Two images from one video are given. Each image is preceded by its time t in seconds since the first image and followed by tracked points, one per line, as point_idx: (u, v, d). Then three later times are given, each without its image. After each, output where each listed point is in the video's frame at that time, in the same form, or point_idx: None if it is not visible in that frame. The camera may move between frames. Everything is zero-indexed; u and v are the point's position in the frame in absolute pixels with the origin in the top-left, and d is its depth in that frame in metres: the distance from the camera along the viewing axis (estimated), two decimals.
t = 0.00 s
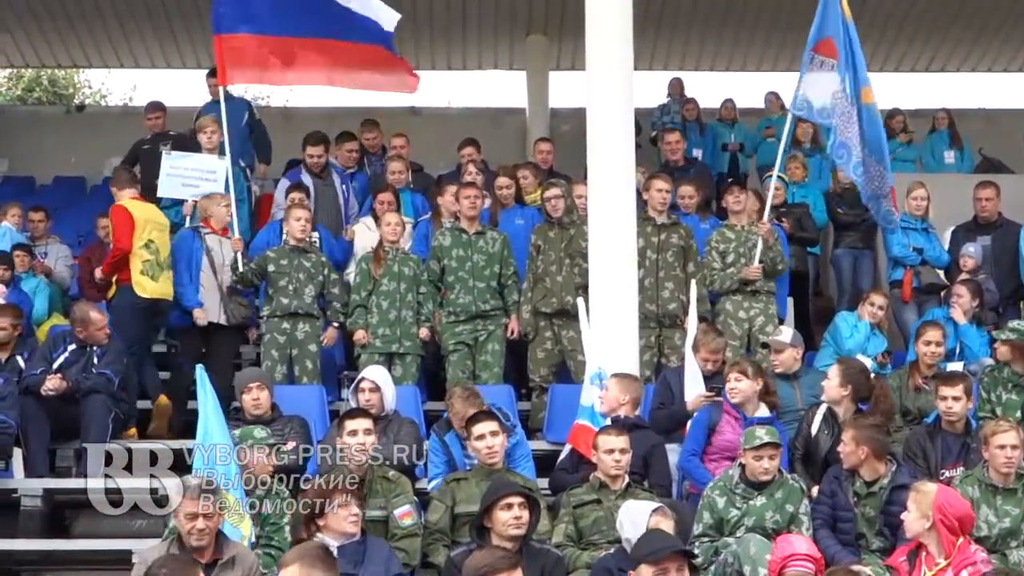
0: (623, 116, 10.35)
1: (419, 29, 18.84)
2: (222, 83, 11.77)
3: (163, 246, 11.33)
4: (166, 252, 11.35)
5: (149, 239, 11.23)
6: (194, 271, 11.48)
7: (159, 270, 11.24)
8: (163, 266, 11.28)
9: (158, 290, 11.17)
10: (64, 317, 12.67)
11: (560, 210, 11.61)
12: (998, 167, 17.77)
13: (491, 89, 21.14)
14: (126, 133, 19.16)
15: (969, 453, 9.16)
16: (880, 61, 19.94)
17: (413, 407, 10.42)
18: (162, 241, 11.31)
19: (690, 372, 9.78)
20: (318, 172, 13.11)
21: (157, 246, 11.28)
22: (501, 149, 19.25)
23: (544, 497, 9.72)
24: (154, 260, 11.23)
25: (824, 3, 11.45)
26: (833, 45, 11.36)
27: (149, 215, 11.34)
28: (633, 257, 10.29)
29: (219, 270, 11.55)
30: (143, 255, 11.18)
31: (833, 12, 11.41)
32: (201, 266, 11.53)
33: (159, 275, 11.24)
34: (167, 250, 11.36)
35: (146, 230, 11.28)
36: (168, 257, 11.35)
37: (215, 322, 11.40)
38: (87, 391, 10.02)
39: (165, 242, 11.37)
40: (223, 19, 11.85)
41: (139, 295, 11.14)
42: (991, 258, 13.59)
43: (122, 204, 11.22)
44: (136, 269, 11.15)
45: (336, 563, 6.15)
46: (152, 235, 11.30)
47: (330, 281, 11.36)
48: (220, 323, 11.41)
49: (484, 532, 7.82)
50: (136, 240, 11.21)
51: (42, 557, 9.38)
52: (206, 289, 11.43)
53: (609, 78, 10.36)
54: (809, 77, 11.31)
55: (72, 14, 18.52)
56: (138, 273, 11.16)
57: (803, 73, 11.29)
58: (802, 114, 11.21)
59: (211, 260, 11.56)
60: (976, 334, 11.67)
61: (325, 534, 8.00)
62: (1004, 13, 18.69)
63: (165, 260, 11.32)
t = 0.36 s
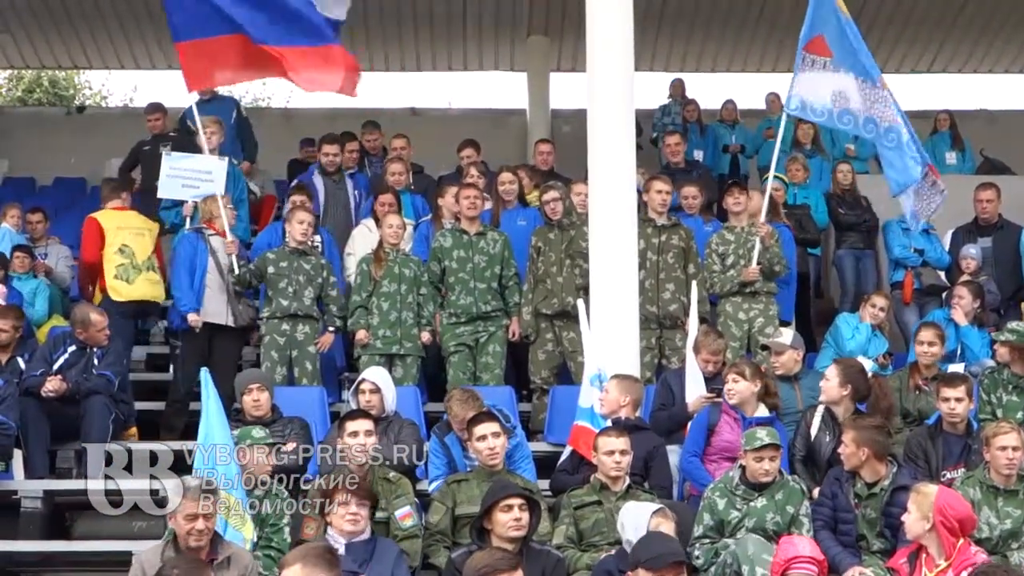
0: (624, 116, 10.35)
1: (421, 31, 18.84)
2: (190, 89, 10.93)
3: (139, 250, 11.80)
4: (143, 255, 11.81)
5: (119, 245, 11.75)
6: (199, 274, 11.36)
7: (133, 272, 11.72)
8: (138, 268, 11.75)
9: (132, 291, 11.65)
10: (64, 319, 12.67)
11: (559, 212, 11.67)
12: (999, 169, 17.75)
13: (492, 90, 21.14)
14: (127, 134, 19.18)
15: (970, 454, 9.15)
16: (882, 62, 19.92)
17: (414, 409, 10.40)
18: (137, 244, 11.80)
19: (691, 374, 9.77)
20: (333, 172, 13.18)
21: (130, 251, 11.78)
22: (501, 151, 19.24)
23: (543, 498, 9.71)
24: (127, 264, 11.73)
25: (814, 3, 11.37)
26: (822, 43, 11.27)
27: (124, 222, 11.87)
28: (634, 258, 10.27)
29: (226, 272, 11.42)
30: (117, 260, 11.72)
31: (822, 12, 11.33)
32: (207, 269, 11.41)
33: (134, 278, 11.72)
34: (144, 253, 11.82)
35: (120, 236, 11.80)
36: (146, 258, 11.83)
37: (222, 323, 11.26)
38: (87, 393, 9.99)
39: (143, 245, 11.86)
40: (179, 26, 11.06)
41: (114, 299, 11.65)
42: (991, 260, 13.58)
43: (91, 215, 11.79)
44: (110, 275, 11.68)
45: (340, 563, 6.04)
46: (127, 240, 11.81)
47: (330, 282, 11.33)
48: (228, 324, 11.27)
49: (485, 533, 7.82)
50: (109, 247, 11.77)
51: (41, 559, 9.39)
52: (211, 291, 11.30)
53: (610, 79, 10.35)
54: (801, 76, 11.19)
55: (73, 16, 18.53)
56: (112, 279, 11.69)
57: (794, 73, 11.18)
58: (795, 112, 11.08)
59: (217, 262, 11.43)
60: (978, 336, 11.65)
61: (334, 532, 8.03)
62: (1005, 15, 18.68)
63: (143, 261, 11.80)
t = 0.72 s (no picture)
0: (625, 118, 10.35)
1: (421, 34, 18.87)
2: (177, 98, 11.56)
3: (124, 240, 11.96)
4: (128, 245, 11.96)
5: (105, 235, 11.94)
6: (196, 276, 11.37)
7: (116, 260, 11.86)
8: (122, 257, 11.89)
9: (111, 276, 11.76)
10: (66, 322, 12.68)
11: (560, 215, 11.69)
12: (999, 170, 17.75)
13: (492, 93, 21.15)
14: (127, 136, 19.19)
15: (970, 456, 9.15)
16: (882, 64, 19.91)
17: (415, 411, 10.41)
18: (121, 234, 11.96)
19: (692, 376, 9.79)
20: (342, 174, 13.21)
21: (115, 240, 11.94)
22: (501, 153, 19.24)
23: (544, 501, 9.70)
24: (111, 252, 11.88)
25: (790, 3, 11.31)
26: (800, 44, 11.22)
27: (113, 216, 12.07)
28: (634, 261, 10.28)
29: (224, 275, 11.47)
30: (102, 249, 11.89)
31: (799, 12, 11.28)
32: (205, 271, 11.44)
33: (117, 266, 11.85)
34: (130, 242, 11.97)
35: (106, 227, 12.01)
36: (130, 248, 11.95)
37: (219, 324, 11.30)
38: (88, 397, 9.97)
39: (128, 236, 12.00)
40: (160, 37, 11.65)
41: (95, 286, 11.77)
42: (992, 261, 13.58)
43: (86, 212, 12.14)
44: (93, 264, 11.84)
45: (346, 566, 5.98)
46: (112, 231, 11.99)
47: (331, 286, 11.32)
48: (224, 327, 11.32)
49: (485, 536, 7.84)
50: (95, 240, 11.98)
51: (42, 562, 9.40)
52: (208, 294, 11.34)
53: (610, 81, 10.36)
54: (782, 78, 11.15)
55: (73, 19, 18.55)
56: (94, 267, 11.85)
57: (775, 76, 11.13)
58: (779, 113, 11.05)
59: (215, 265, 11.48)
60: (978, 338, 11.64)
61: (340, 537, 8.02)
62: (1004, 17, 18.69)
63: (127, 251, 11.93)
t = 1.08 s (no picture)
0: (626, 119, 10.34)
1: (421, 35, 18.87)
2: (183, 98, 11.75)
3: (122, 221, 12.03)
4: (126, 226, 12.03)
5: (102, 218, 12.00)
6: (179, 278, 11.11)
7: (115, 244, 11.96)
8: (121, 240, 11.97)
9: (112, 262, 11.90)
10: (67, 324, 12.68)
11: (560, 217, 11.67)
12: (1000, 171, 17.75)
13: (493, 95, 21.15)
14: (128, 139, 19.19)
15: (972, 458, 9.15)
16: (882, 65, 19.91)
17: (415, 412, 10.40)
18: (118, 216, 12.02)
19: (693, 378, 9.79)
20: (326, 173, 13.09)
21: (113, 222, 12.00)
22: (501, 155, 19.25)
23: (545, 502, 9.71)
24: (109, 236, 11.97)
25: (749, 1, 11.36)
26: (762, 43, 11.30)
27: (108, 196, 12.10)
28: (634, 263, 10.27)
29: (207, 276, 11.23)
30: (101, 233, 11.98)
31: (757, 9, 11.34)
32: (187, 272, 11.16)
33: (116, 249, 11.95)
34: (128, 223, 12.03)
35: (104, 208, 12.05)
36: (128, 230, 12.02)
37: (204, 326, 11.10)
38: (88, 399, 10.01)
39: (126, 218, 12.06)
40: (167, 37, 11.86)
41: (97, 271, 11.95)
42: (993, 263, 13.58)
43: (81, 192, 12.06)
44: (93, 248, 11.96)
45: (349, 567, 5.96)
46: (109, 213, 12.04)
47: (332, 288, 11.31)
48: (209, 328, 11.13)
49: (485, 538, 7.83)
50: (93, 220, 12.03)
51: (43, 564, 9.42)
52: (192, 297, 11.12)
53: (611, 83, 10.36)
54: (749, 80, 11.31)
55: (73, 21, 18.55)
56: (93, 251, 11.97)
57: (741, 80, 11.29)
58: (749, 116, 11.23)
59: (196, 266, 11.20)
60: (979, 340, 11.62)
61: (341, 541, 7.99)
62: (1004, 19, 18.69)
63: (126, 233, 12.00)
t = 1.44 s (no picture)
0: (626, 119, 10.35)
1: (422, 37, 18.89)
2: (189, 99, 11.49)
3: (109, 226, 12.08)
4: (113, 231, 12.06)
5: (90, 224, 12.08)
6: (166, 279, 11.02)
7: (102, 249, 11.95)
8: (107, 245, 11.97)
9: (99, 266, 11.90)
10: (68, 325, 12.70)
11: (558, 220, 11.66)
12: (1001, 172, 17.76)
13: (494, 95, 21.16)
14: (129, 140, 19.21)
15: (972, 458, 9.17)
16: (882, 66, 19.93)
17: (416, 413, 10.41)
18: (105, 221, 12.08)
19: (694, 379, 9.76)
20: (319, 174, 12.99)
21: (101, 228, 12.06)
22: (502, 156, 19.27)
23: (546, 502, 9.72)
24: (97, 241, 12.00)
25: None
26: (726, 41, 11.34)
27: (97, 202, 12.21)
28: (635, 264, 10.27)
29: (194, 278, 11.14)
30: (90, 239, 12.04)
31: (717, 7, 11.35)
32: (175, 274, 11.08)
33: (103, 253, 11.94)
34: (115, 227, 12.06)
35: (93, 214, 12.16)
36: (115, 234, 12.04)
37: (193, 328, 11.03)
38: (89, 399, 10.02)
39: (114, 223, 12.12)
40: (174, 37, 11.60)
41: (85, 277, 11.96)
42: (994, 263, 13.59)
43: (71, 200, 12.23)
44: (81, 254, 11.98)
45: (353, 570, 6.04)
46: (97, 219, 12.14)
47: (333, 289, 11.32)
48: (197, 330, 11.06)
49: (486, 538, 7.84)
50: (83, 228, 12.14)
51: (44, 565, 9.42)
52: (181, 298, 11.03)
53: (611, 83, 10.36)
54: (718, 80, 11.37)
55: (74, 22, 18.57)
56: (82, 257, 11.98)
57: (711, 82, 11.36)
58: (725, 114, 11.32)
59: (184, 267, 11.12)
60: (980, 340, 11.63)
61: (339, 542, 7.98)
62: (1004, 20, 18.72)
63: (112, 236, 12.02)
